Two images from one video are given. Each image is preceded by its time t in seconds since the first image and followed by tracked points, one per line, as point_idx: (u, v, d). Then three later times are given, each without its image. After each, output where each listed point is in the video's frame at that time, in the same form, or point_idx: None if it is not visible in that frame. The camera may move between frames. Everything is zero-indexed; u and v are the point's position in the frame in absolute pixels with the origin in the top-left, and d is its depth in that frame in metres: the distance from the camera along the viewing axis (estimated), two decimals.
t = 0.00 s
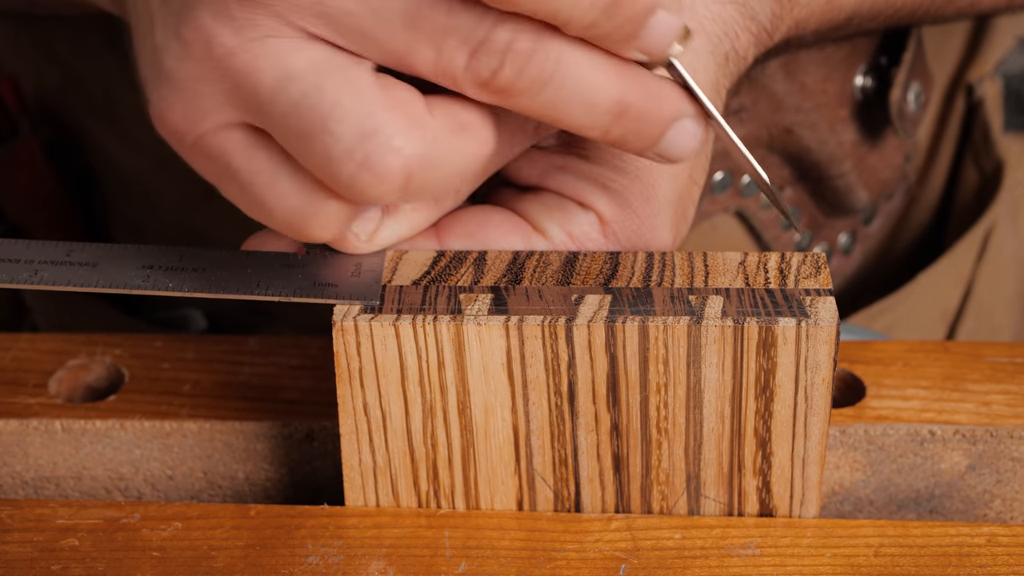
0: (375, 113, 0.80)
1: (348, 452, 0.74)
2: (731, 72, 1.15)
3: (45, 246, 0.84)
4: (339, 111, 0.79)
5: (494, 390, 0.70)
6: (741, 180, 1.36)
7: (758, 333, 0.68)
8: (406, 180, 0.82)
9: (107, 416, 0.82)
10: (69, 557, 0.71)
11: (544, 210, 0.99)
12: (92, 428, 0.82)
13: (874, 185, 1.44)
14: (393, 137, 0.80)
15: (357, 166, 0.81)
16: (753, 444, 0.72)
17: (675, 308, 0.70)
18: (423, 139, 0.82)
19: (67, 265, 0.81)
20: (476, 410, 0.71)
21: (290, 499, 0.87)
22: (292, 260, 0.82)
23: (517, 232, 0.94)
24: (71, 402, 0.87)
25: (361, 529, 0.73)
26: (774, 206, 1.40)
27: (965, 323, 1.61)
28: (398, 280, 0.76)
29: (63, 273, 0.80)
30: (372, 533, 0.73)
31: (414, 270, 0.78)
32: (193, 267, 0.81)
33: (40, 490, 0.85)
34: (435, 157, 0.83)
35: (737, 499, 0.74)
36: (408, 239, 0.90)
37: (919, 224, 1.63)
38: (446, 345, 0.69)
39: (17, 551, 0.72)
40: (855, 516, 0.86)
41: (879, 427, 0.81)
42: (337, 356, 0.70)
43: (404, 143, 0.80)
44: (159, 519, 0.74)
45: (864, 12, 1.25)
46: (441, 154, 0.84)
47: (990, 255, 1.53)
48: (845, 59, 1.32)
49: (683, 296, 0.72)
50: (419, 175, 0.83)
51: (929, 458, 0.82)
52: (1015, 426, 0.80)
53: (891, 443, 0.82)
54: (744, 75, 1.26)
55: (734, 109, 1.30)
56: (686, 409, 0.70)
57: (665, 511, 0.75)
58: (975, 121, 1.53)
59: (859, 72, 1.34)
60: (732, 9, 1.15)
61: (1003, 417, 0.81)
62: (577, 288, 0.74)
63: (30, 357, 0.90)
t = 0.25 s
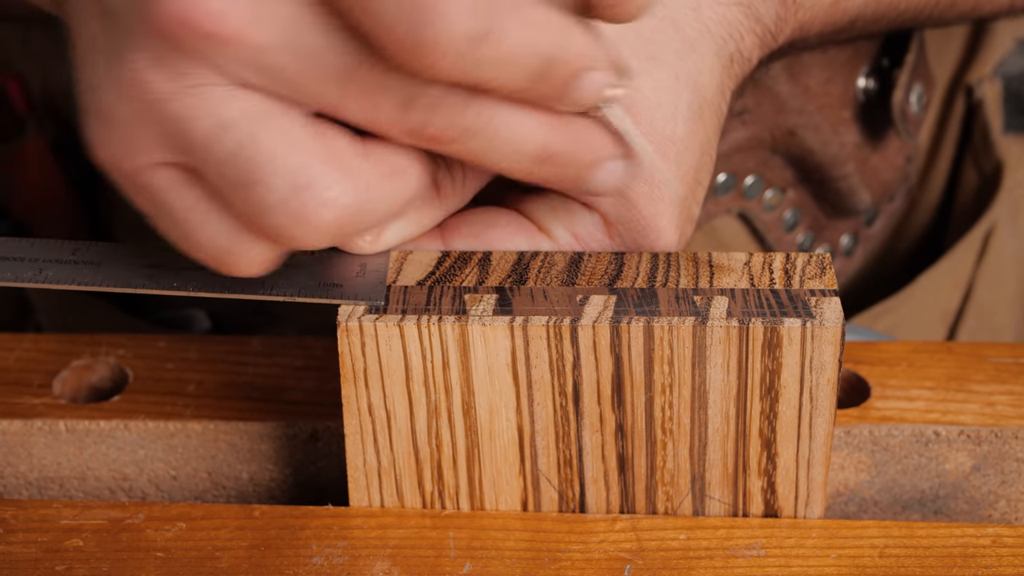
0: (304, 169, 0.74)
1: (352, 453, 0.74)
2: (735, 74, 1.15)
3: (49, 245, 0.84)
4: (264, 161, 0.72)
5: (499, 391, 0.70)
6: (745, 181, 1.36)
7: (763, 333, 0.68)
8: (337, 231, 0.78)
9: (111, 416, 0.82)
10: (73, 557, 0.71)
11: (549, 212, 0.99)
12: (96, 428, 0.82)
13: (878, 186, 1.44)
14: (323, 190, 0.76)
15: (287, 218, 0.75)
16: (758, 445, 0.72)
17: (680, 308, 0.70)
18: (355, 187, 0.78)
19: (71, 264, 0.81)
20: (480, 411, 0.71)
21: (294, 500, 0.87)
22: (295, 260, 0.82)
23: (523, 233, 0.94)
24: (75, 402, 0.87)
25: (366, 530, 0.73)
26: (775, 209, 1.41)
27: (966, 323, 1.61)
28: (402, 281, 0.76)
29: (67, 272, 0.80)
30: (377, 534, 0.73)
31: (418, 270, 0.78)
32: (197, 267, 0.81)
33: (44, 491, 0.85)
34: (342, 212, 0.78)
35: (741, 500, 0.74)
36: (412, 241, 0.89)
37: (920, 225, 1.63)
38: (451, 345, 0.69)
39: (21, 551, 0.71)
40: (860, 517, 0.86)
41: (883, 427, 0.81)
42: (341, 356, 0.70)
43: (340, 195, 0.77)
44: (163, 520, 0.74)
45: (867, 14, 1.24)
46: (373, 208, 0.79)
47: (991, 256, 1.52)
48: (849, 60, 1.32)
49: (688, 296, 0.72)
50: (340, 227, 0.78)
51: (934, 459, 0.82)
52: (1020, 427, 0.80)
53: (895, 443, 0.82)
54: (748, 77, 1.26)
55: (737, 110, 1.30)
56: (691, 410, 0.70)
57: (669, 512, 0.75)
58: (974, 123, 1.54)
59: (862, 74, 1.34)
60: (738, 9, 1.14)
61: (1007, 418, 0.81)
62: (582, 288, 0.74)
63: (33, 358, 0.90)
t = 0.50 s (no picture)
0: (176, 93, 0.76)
1: (355, 454, 0.74)
2: (740, 75, 1.15)
3: (52, 245, 0.84)
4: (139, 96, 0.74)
5: (503, 392, 0.70)
6: (748, 182, 1.36)
7: (767, 334, 0.67)
8: (212, 138, 0.79)
9: (113, 418, 0.82)
10: (75, 559, 0.71)
11: (553, 212, 0.99)
12: (98, 430, 0.82)
13: (881, 188, 1.43)
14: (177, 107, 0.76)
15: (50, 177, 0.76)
16: (762, 446, 0.72)
17: (684, 309, 0.70)
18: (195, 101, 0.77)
19: (74, 264, 0.81)
20: (484, 412, 0.71)
21: (296, 501, 0.87)
22: (298, 261, 0.82)
23: (526, 234, 0.94)
24: (76, 403, 0.87)
25: (369, 531, 0.73)
26: (781, 210, 1.41)
27: (973, 327, 1.61)
28: (406, 281, 0.76)
29: (70, 272, 0.79)
30: (379, 535, 0.73)
31: (421, 272, 0.78)
32: (200, 267, 0.80)
33: (46, 492, 0.85)
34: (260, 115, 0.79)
35: (745, 501, 0.74)
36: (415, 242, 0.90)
37: (926, 228, 1.63)
38: (455, 346, 0.69)
39: (23, 553, 0.71)
40: (863, 518, 0.86)
41: (887, 428, 0.81)
42: (344, 357, 0.70)
43: (197, 107, 0.77)
44: (165, 521, 0.74)
45: (871, 15, 1.24)
46: (245, 109, 0.78)
47: (998, 258, 1.52)
48: (853, 61, 1.31)
49: (692, 297, 0.72)
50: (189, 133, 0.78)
51: (937, 460, 0.82)
52: None
53: (899, 445, 0.81)
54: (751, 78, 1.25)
55: (741, 111, 1.30)
56: (695, 411, 0.70)
57: (673, 513, 0.75)
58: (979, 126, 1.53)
59: (866, 75, 1.33)
60: (743, 11, 1.13)
61: (1011, 419, 0.81)
62: (585, 289, 0.74)
63: (36, 358, 0.90)
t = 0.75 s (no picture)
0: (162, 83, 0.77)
1: (356, 456, 0.73)
2: (741, 74, 1.14)
3: (52, 245, 0.83)
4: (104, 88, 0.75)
5: (504, 393, 0.70)
6: (749, 183, 1.36)
7: (770, 335, 0.67)
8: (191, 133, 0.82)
9: (113, 419, 0.81)
10: (75, 561, 0.71)
11: (554, 212, 0.99)
12: (98, 431, 0.81)
13: (883, 188, 1.43)
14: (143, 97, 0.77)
15: None
16: (765, 448, 0.71)
17: (686, 310, 0.69)
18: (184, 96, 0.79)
19: (73, 265, 0.80)
20: (485, 413, 0.71)
21: (298, 503, 0.86)
22: (299, 261, 0.82)
23: (527, 234, 0.94)
24: (76, 404, 0.86)
25: (370, 533, 0.73)
26: (779, 212, 1.41)
27: (975, 327, 1.61)
28: (407, 282, 0.76)
29: (70, 273, 0.79)
30: (381, 537, 0.72)
31: (422, 272, 0.77)
32: (201, 268, 0.80)
33: (46, 493, 0.85)
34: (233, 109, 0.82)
35: (748, 503, 0.74)
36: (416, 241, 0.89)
37: (929, 229, 1.62)
38: (456, 348, 0.69)
39: (23, 555, 0.71)
40: (866, 520, 0.86)
41: (890, 430, 0.80)
42: (345, 358, 0.69)
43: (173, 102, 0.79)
44: (166, 523, 0.73)
45: (873, 15, 1.24)
46: (223, 104, 0.81)
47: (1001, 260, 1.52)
48: (855, 61, 1.31)
49: (695, 298, 0.71)
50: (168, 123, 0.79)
51: (940, 461, 0.81)
52: None
53: (902, 446, 0.81)
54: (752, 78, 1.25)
55: (742, 111, 1.29)
56: (698, 412, 0.70)
57: (675, 515, 0.74)
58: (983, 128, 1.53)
59: (868, 76, 1.33)
60: (744, 9, 1.13)
61: (1015, 420, 0.80)
62: (588, 290, 0.74)
63: (36, 359, 0.90)
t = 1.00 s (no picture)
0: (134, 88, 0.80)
1: (354, 456, 0.73)
2: (740, 74, 1.14)
3: (50, 245, 0.83)
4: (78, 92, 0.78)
5: (502, 394, 0.70)
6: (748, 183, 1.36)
7: (768, 335, 0.67)
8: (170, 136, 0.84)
9: (110, 420, 0.81)
10: (72, 561, 0.70)
11: (552, 212, 0.99)
12: (95, 431, 0.81)
13: (882, 188, 1.43)
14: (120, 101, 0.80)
15: None
16: (763, 448, 0.71)
17: (684, 310, 0.69)
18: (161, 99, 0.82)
19: (71, 265, 0.80)
20: (482, 414, 0.71)
21: (295, 503, 0.86)
22: (296, 261, 0.82)
23: (525, 234, 0.94)
24: (74, 405, 0.86)
25: (368, 533, 0.73)
26: (780, 212, 1.41)
27: (974, 327, 1.61)
28: (405, 282, 0.76)
29: (67, 272, 0.79)
30: (378, 538, 0.72)
31: (420, 273, 0.77)
32: (198, 268, 0.80)
33: (44, 494, 0.85)
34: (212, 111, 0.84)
35: (746, 503, 0.73)
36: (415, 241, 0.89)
37: (929, 228, 1.63)
38: (453, 348, 0.69)
39: (20, 556, 0.71)
40: (864, 520, 0.85)
41: (889, 430, 0.80)
42: (343, 359, 0.69)
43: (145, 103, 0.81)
44: (163, 524, 0.73)
45: (873, 15, 1.24)
46: (204, 109, 0.83)
47: (1001, 261, 1.52)
48: (854, 61, 1.31)
49: (693, 298, 0.71)
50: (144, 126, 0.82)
51: (939, 462, 0.81)
52: None
53: (901, 447, 0.81)
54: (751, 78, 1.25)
55: (741, 111, 1.29)
56: (696, 413, 0.70)
57: (673, 515, 0.74)
58: (983, 127, 1.53)
59: (868, 75, 1.33)
60: (743, 9, 1.13)
61: (1014, 421, 0.80)
62: (586, 290, 0.74)
63: (34, 360, 0.90)
